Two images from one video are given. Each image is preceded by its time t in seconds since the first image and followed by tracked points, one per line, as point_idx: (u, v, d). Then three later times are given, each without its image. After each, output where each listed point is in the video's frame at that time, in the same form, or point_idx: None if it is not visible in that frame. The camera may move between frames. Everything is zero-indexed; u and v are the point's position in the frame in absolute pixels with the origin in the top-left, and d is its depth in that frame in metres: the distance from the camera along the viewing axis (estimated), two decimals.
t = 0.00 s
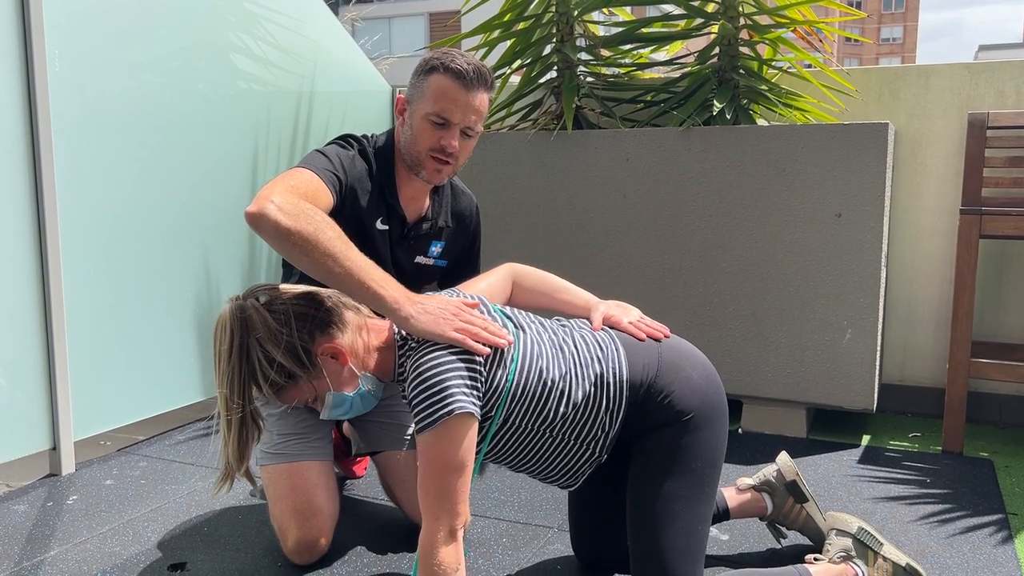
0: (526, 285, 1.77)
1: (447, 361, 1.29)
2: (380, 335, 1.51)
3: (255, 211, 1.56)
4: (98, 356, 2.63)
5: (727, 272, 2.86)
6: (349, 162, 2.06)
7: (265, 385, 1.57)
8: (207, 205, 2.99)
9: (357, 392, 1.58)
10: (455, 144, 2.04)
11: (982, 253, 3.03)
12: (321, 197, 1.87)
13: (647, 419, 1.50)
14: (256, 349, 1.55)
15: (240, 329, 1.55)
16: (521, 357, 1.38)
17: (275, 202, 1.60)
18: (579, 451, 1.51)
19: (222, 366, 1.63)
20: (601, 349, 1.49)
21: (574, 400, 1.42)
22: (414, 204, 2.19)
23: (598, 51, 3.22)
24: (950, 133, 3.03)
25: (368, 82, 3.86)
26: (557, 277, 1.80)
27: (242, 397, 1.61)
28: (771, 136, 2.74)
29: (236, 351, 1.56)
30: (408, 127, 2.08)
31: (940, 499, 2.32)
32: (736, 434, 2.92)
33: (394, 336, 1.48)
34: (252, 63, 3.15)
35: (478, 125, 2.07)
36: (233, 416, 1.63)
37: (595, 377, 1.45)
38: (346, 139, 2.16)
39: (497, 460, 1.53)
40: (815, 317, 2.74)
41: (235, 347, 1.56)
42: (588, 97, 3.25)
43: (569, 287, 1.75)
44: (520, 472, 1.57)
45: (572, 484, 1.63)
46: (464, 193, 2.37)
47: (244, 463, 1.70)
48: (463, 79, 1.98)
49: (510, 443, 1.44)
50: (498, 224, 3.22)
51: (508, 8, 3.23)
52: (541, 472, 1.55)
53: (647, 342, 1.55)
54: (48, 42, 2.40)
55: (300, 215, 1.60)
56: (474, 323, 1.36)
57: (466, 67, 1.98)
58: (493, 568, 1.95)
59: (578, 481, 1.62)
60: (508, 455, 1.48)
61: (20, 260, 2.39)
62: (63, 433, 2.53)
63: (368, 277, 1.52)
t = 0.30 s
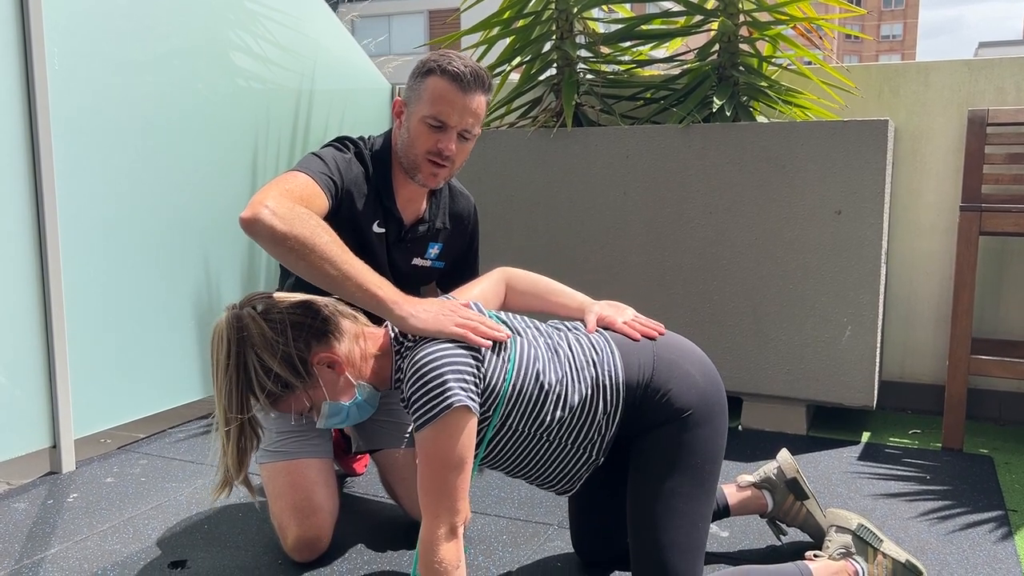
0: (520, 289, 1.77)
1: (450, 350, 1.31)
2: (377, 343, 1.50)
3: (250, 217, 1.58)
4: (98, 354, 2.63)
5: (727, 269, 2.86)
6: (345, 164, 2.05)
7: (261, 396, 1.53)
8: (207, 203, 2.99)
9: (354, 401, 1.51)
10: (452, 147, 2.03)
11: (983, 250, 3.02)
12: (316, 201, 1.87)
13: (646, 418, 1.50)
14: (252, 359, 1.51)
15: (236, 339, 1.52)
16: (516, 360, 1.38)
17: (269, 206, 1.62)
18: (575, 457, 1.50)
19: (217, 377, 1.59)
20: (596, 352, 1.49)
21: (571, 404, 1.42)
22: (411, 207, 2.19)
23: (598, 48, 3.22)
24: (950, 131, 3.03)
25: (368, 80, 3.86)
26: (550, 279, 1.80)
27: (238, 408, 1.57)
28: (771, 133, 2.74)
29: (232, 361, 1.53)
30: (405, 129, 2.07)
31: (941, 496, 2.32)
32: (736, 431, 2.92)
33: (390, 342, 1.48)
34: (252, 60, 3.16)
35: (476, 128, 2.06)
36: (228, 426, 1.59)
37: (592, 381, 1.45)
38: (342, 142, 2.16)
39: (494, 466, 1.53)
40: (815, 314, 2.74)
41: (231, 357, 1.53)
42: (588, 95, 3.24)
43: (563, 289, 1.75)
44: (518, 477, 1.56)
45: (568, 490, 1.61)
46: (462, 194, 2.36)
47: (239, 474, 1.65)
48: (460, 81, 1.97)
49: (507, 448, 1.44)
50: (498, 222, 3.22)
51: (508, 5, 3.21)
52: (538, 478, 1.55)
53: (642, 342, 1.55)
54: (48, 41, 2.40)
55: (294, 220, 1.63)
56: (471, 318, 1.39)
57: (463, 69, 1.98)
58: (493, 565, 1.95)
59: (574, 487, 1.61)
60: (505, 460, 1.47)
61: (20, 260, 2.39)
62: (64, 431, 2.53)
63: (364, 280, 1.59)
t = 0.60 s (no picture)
0: (518, 289, 1.77)
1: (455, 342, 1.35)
2: (375, 349, 1.50)
3: (248, 220, 1.61)
4: (98, 352, 2.63)
5: (727, 266, 2.86)
6: (342, 167, 2.05)
7: (259, 405, 1.48)
8: (207, 201, 2.99)
9: (353, 410, 1.51)
10: (449, 151, 2.03)
11: (982, 247, 3.02)
12: (312, 203, 1.87)
13: (646, 415, 1.50)
14: (251, 368, 1.46)
15: (235, 347, 1.48)
16: (512, 361, 1.39)
17: (267, 209, 1.64)
18: (573, 458, 1.50)
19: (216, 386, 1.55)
20: (594, 352, 1.49)
21: (568, 405, 1.42)
22: (409, 209, 2.19)
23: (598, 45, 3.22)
24: (950, 127, 3.02)
25: (368, 78, 3.86)
26: (549, 280, 1.79)
27: (237, 418, 1.53)
28: (771, 130, 2.74)
29: (231, 370, 1.49)
30: (403, 132, 2.08)
31: (940, 493, 2.32)
32: (736, 428, 2.93)
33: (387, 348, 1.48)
34: (251, 57, 3.15)
35: (473, 132, 2.05)
36: (229, 436, 1.56)
37: (589, 382, 1.45)
38: (340, 144, 2.15)
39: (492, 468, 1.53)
40: (815, 310, 2.74)
41: (230, 366, 1.49)
42: (588, 91, 3.25)
43: (560, 288, 1.74)
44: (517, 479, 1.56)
45: (568, 492, 1.61)
46: (461, 196, 2.35)
47: (239, 484, 1.60)
48: (457, 86, 1.95)
49: (504, 450, 1.44)
50: (497, 219, 3.22)
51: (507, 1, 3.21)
52: (537, 481, 1.55)
53: (640, 341, 1.55)
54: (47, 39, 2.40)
55: (292, 223, 1.65)
56: (467, 316, 1.45)
57: (461, 74, 1.96)
58: (493, 562, 1.95)
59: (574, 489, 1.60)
60: (502, 461, 1.47)
61: (20, 258, 2.39)
62: (64, 429, 2.53)
63: (363, 282, 1.60)
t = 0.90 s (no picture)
0: (514, 290, 1.77)
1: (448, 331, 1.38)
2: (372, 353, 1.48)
3: (245, 221, 1.61)
4: (99, 350, 2.63)
5: (727, 263, 2.85)
6: (340, 169, 2.05)
7: (258, 411, 1.48)
8: (207, 198, 2.99)
9: (351, 415, 1.50)
10: (446, 154, 2.03)
11: (983, 244, 3.02)
12: (310, 205, 1.88)
13: (645, 413, 1.50)
14: (249, 374, 1.46)
15: (231, 353, 1.47)
16: (507, 359, 1.39)
17: (264, 210, 1.64)
18: (571, 459, 1.50)
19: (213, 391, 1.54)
20: (590, 352, 1.49)
21: (564, 405, 1.42)
22: (407, 211, 2.18)
23: (598, 42, 3.21)
24: (950, 124, 3.02)
25: (368, 77, 3.86)
26: (546, 280, 1.79)
27: (235, 423, 1.52)
28: (771, 126, 2.74)
29: (229, 376, 1.48)
30: (401, 135, 2.07)
31: (940, 489, 2.32)
32: (736, 425, 2.93)
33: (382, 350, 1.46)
34: (250, 55, 3.15)
35: (472, 135, 2.05)
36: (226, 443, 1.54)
37: (586, 381, 1.45)
38: (338, 147, 2.15)
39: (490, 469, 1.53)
40: (815, 308, 2.74)
41: (227, 372, 1.48)
42: (588, 89, 3.26)
43: (556, 288, 1.74)
44: (516, 480, 1.56)
45: (569, 495, 1.61)
46: (460, 197, 2.34)
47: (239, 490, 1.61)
48: (455, 88, 1.96)
49: (501, 450, 1.43)
50: (498, 217, 3.22)
51: None
52: (536, 483, 1.54)
53: (637, 339, 1.54)
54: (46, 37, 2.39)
55: (290, 224, 1.66)
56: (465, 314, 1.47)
57: (459, 76, 1.96)
58: (493, 559, 1.95)
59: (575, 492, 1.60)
60: (500, 462, 1.46)
61: (20, 257, 2.39)
62: (64, 427, 2.53)
63: (361, 284, 1.61)
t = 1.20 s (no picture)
0: (511, 291, 1.76)
1: (447, 328, 1.38)
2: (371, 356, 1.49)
3: (246, 222, 1.60)
4: (99, 349, 2.63)
5: (727, 260, 2.85)
6: (339, 171, 2.05)
7: (257, 416, 1.46)
8: (207, 197, 2.99)
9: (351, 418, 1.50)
10: (446, 154, 2.02)
11: (983, 241, 3.02)
12: (310, 207, 1.88)
13: (645, 412, 1.50)
14: (248, 378, 1.44)
15: (230, 357, 1.45)
16: (506, 359, 1.38)
17: (265, 212, 1.64)
18: (570, 461, 1.49)
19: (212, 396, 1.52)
20: (589, 354, 1.49)
21: (564, 405, 1.42)
22: (407, 213, 2.18)
23: (598, 39, 3.20)
24: (951, 122, 3.02)
25: (367, 75, 3.85)
26: (544, 281, 1.78)
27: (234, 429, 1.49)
28: (771, 124, 2.73)
29: (227, 381, 1.46)
30: (399, 137, 2.07)
31: (941, 487, 2.32)
32: (736, 423, 2.93)
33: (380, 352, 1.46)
34: (250, 53, 3.15)
35: (472, 134, 2.05)
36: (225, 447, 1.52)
37: (585, 383, 1.45)
38: (338, 148, 2.15)
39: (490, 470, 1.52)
40: (815, 305, 2.74)
41: (226, 377, 1.46)
42: (588, 86, 3.25)
43: (555, 289, 1.74)
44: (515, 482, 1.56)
45: (570, 496, 1.60)
46: (461, 199, 2.34)
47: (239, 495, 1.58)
48: (452, 91, 1.97)
49: (501, 451, 1.43)
50: (498, 215, 3.22)
51: None
52: (537, 485, 1.54)
53: (635, 339, 1.54)
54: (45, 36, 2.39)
55: (290, 224, 1.65)
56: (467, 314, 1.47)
57: (455, 78, 1.97)
58: (494, 557, 1.95)
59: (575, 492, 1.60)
60: (499, 463, 1.46)
61: (19, 256, 2.39)
62: (65, 425, 2.53)
63: (361, 283, 1.62)
